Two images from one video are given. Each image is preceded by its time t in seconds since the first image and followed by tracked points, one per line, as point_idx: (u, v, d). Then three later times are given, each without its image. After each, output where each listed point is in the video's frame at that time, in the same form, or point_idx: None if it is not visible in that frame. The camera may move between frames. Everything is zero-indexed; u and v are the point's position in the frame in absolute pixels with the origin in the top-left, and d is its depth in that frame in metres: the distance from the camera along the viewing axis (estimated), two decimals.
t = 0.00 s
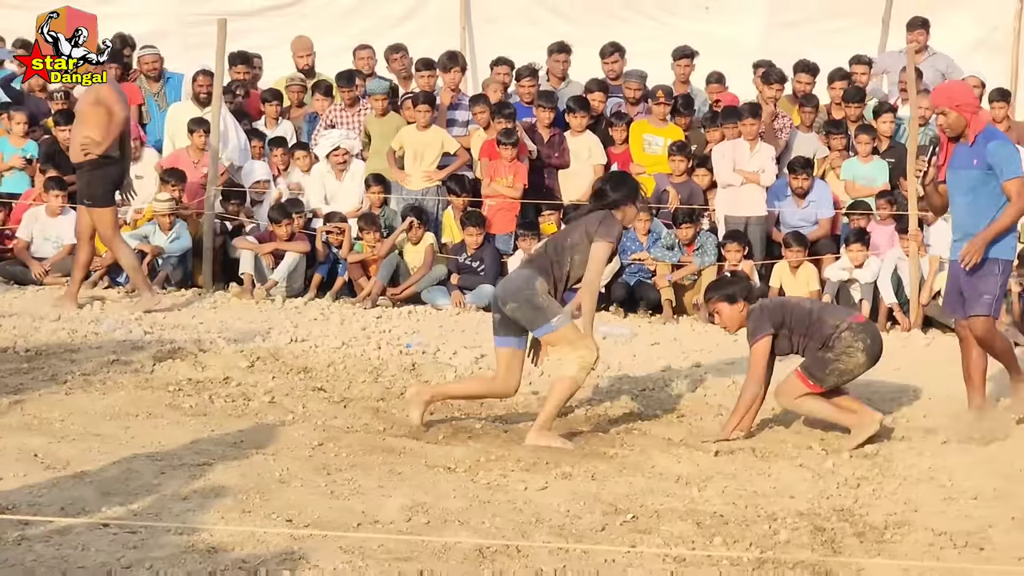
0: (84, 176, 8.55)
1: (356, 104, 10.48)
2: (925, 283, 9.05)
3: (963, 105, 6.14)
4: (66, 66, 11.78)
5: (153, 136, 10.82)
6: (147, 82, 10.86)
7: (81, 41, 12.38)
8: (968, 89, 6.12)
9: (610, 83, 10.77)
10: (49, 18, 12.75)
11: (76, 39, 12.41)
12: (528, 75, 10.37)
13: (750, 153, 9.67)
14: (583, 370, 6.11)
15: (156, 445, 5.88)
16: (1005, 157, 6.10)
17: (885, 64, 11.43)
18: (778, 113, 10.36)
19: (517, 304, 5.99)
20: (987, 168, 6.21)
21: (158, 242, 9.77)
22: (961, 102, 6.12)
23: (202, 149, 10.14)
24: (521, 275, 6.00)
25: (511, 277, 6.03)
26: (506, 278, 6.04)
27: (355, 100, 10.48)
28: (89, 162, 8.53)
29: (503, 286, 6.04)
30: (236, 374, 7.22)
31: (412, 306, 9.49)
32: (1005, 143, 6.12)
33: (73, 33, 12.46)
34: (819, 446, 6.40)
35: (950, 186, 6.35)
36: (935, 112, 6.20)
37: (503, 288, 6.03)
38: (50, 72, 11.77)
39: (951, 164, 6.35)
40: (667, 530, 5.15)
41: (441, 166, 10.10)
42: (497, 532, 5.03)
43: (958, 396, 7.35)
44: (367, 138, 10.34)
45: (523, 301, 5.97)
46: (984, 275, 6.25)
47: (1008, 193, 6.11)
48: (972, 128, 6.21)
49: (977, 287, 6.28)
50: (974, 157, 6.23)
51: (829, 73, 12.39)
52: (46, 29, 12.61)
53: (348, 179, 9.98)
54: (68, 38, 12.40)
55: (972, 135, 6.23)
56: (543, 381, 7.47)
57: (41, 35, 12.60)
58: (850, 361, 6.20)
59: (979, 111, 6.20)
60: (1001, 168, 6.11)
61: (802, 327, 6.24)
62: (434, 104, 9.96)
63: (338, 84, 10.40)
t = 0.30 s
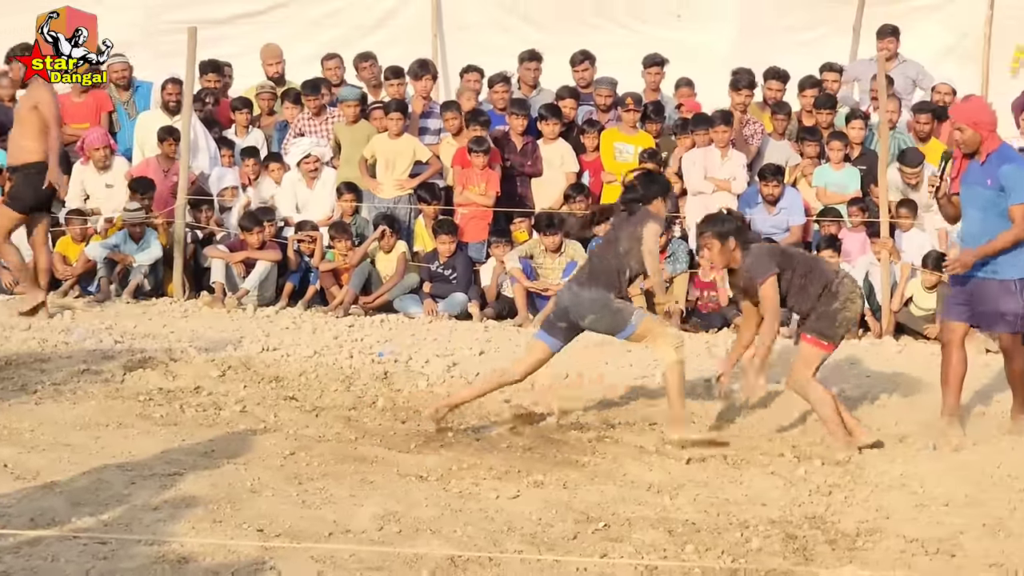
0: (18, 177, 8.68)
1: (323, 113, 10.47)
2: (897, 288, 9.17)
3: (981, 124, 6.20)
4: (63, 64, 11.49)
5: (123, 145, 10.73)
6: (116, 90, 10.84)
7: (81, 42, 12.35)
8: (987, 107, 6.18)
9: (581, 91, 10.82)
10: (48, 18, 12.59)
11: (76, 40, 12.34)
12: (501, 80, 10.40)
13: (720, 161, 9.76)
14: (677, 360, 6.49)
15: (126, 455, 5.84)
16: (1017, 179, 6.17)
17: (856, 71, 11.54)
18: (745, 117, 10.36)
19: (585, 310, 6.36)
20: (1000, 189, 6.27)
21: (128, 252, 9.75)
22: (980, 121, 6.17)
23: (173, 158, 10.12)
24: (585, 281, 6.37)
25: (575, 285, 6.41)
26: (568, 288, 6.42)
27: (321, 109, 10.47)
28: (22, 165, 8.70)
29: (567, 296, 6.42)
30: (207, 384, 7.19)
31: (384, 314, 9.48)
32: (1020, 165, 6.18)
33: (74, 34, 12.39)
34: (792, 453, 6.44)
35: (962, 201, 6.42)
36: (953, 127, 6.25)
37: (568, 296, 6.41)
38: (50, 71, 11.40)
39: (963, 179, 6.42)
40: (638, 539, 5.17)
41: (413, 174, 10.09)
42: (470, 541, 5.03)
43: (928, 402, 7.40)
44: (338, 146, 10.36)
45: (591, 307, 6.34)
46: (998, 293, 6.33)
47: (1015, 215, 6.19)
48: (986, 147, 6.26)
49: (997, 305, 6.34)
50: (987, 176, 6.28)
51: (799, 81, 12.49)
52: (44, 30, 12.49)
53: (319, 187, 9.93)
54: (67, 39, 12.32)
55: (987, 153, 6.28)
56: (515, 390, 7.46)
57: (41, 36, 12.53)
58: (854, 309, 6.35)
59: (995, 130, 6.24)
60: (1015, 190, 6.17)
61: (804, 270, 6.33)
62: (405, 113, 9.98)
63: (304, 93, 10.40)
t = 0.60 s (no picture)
0: None
1: (304, 120, 10.47)
2: (879, 294, 9.19)
3: (1003, 116, 6.27)
4: (65, 64, 12.09)
5: (105, 152, 10.66)
6: (98, 96, 10.81)
7: (81, 41, 12.58)
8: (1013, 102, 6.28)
9: (562, 97, 10.86)
10: (48, 18, 12.63)
11: (75, 39, 12.56)
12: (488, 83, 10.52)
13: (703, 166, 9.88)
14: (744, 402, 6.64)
15: (109, 463, 5.82)
16: None
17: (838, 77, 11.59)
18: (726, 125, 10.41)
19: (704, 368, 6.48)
20: (1010, 185, 6.35)
21: (111, 259, 9.70)
22: (1002, 113, 6.26)
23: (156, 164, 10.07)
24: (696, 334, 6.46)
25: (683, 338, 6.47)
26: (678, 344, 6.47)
27: (303, 115, 10.48)
28: None
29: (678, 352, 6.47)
30: (189, 391, 7.17)
31: (367, 321, 9.46)
32: None
33: (74, 33, 12.57)
34: (775, 458, 6.46)
35: (969, 193, 6.50)
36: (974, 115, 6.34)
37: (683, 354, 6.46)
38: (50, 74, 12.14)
39: (973, 169, 6.49)
40: (621, 545, 5.18)
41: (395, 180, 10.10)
42: (453, 547, 5.03)
43: (908, 406, 7.45)
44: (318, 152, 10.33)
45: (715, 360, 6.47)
46: (991, 289, 6.39)
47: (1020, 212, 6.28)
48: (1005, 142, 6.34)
49: (987, 301, 6.40)
50: (999, 169, 6.37)
51: (782, 86, 12.55)
52: (45, 29, 12.62)
53: (301, 194, 9.96)
54: (68, 38, 12.53)
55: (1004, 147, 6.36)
56: (498, 395, 7.47)
57: (42, 36, 12.66)
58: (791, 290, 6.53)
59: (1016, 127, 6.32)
60: None
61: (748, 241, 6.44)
62: (388, 119, 10.00)
63: (284, 99, 10.42)
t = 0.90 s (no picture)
0: None
1: (299, 125, 10.51)
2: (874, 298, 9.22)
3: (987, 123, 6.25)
4: (63, 65, 11.81)
5: (100, 157, 10.70)
6: (92, 103, 10.82)
7: (81, 42, 12.46)
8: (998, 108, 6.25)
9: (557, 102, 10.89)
10: (48, 18, 12.59)
11: (76, 40, 12.44)
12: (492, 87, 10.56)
13: (698, 171, 9.79)
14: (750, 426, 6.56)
15: (105, 469, 5.82)
16: (1012, 181, 6.24)
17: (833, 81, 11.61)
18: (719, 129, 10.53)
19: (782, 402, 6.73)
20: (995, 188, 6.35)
21: (105, 265, 9.69)
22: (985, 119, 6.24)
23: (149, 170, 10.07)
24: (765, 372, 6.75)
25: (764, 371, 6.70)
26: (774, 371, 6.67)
27: (298, 121, 10.51)
28: None
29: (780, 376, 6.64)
30: (185, 397, 7.16)
31: (362, 326, 9.48)
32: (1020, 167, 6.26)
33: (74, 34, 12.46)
34: (771, 462, 6.47)
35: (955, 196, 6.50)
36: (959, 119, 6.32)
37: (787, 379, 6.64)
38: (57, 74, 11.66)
39: (962, 175, 6.48)
40: (617, 550, 5.18)
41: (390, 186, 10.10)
42: (448, 553, 5.03)
43: (904, 411, 7.46)
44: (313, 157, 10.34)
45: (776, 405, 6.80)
46: (977, 296, 6.42)
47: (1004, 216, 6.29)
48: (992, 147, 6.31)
49: (974, 307, 6.42)
50: (984, 173, 6.36)
51: (777, 91, 12.57)
52: (45, 30, 12.55)
53: (296, 200, 9.93)
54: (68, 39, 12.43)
55: (990, 152, 6.34)
56: (494, 401, 7.47)
57: (42, 36, 12.61)
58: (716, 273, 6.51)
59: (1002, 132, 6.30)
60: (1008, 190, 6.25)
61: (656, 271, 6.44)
62: (383, 124, 9.99)
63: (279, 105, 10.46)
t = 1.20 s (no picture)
0: None
1: (303, 129, 10.51)
2: (879, 301, 9.16)
3: (939, 128, 6.32)
4: (64, 65, 12.19)
5: (103, 161, 10.68)
6: (94, 108, 10.84)
7: (81, 41, 12.57)
8: (947, 111, 6.34)
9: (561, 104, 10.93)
10: (48, 18, 12.63)
11: (75, 39, 12.55)
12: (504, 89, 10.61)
13: (702, 173, 9.79)
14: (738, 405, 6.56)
15: (110, 473, 5.82)
16: (977, 176, 6.30)
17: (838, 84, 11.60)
18: (717, 128, 10.49)
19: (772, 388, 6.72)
20: (962, 188, 6.40)
21: (109, 269, 9.69)
22: (938, 124, 6.32)
23: (153, 173, 10.09)
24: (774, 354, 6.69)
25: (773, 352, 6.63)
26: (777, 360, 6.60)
27: (302, 125, 10.52)
28: None
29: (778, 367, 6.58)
30: (190, 400, 7.17)
31: (367, 329, 9.48)
32: (980, 162, 6.33)
33: (74, 33, 12.56)
34: (775, 465, 6.46)
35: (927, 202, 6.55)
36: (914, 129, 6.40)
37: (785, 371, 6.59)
38: (50, 71, 11.94)
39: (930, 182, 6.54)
40: (622, 553, 5.18)
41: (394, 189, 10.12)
42: (453, 556, 5.02)
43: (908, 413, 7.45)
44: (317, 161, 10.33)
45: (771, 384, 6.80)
46: (958, 296, 6.43)
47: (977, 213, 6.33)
48: (950, 148, 6.37)
49: (957, 307, 6.44)
50: (949, 175, 6.41)
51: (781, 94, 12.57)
52: (45, 29, 12.62)
53: (301, 204, 9.97)
54: (67, 39, 12.54)
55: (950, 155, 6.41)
56: (498, 403, 7.47)
57: (42, 36, 12.67)
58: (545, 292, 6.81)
59: (957, 133, 6.36)
60: (974, 188, 6.30)
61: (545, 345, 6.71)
62: (386, 128, 10.00)
63: (282, 110, 10.48)
